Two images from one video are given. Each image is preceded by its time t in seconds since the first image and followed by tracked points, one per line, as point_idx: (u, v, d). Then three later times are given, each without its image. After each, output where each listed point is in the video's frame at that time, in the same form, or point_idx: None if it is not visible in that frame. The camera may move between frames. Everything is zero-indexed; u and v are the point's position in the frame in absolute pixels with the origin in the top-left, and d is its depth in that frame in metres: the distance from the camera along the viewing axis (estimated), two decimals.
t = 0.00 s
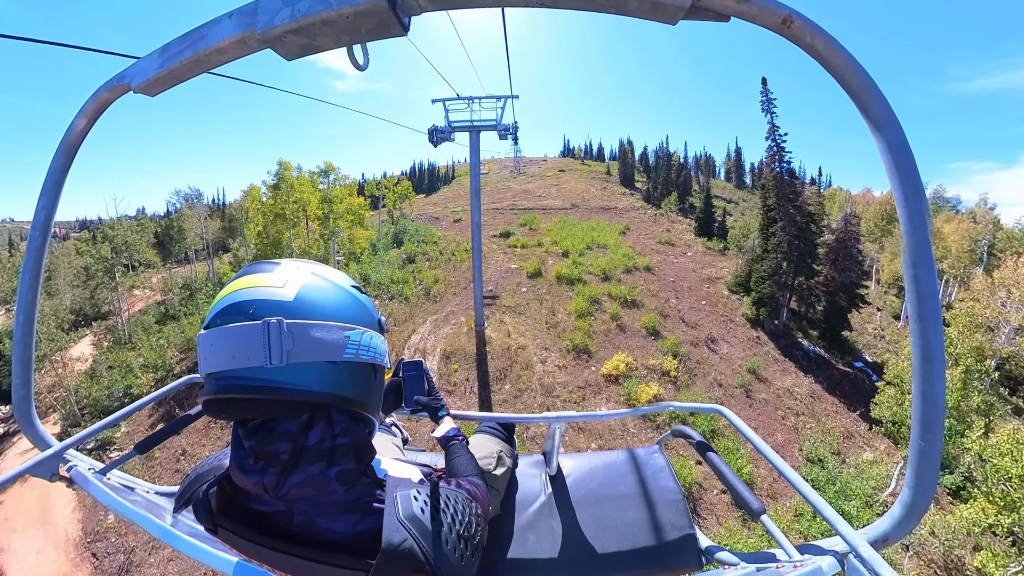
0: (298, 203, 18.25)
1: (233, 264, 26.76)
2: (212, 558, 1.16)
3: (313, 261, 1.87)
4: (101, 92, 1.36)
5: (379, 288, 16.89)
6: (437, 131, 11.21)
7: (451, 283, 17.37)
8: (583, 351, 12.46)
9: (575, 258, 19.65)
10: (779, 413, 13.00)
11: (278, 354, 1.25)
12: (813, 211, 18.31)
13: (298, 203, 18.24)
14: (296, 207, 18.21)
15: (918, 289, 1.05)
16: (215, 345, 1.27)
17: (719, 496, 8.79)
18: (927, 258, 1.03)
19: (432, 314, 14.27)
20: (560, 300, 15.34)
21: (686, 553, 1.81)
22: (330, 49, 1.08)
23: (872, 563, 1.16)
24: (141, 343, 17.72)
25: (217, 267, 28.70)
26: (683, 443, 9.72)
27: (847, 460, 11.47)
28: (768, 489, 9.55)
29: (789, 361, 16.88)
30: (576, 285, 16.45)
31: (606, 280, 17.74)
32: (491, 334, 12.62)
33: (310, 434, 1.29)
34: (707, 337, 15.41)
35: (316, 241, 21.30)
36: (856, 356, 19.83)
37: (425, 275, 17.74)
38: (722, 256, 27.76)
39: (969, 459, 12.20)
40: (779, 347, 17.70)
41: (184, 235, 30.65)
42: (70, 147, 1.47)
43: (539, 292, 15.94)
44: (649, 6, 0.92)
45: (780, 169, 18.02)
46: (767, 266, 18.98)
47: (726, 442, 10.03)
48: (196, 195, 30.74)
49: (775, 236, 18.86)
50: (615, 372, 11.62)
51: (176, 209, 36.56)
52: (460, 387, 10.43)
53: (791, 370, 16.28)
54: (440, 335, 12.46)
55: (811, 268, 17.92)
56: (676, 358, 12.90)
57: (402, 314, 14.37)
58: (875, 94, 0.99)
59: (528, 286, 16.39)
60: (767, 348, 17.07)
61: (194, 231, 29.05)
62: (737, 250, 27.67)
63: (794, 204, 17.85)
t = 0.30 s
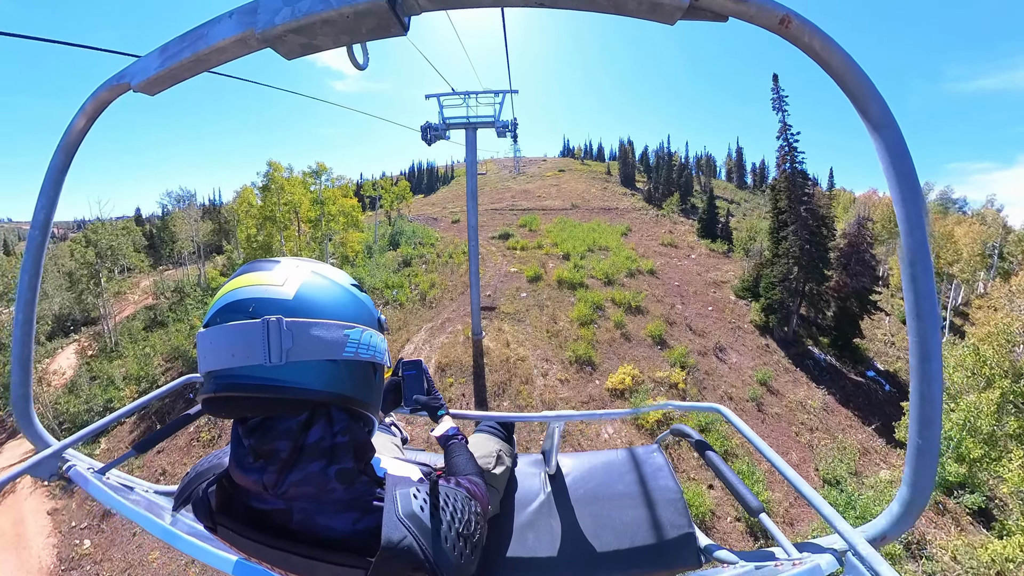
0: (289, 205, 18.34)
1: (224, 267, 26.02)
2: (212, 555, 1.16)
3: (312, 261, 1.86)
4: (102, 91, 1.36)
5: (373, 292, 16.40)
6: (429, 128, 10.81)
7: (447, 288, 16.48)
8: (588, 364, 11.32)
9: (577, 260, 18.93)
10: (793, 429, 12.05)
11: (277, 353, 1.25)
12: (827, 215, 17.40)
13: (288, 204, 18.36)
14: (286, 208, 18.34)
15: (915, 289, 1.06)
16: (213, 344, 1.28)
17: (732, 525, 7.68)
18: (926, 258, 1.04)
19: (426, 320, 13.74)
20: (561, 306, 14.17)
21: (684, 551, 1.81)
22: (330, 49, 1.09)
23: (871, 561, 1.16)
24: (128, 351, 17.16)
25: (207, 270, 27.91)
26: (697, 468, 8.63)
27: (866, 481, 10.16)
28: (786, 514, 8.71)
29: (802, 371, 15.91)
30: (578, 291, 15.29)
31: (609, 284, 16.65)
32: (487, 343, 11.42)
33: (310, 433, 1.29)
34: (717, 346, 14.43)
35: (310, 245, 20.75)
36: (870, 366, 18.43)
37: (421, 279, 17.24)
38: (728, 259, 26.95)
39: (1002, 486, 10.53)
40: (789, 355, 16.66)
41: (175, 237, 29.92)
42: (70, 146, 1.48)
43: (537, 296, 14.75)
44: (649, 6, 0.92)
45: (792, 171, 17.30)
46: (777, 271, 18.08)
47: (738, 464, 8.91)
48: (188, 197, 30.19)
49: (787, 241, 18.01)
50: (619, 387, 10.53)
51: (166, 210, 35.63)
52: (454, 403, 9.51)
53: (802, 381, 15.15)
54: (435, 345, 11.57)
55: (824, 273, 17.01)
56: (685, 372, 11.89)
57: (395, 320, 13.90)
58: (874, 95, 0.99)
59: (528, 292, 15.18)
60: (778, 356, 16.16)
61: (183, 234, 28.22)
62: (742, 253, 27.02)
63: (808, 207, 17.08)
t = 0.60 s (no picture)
0: (278, 207, 17.62)
1: (218, 270, 25.58)
2: (214, 557, 1.16)
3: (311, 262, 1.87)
4: (101, 93, 1.36)
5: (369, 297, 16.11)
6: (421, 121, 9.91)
7: (444, 293, 16.04)
8: (592, 378, 10.94)
9: (579, 263, 18.52)
10: (807, 446, 11.81)
11: (275, 357, 1.25)
12: (839, 218, 16.85)
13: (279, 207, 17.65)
14: (277, 211, 17.62)
15: (916, 288, 1.06)
16: (212, 348, 1.28)
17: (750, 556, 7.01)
18: (927, 255, 1.04)
19: (422, 329, 13.44)
20: (563, 313, 13.82)
21: (687, 551, 1.81)
22: (330, 50, 1.09)
23: (873, 560, 1.16)
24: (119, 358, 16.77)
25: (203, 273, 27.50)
26: (710, 493, 8.04)
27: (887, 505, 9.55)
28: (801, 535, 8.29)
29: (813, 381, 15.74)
30: (580, 296, 14.96)
31: (613, 289, 16.34)
32: (486, 355, 11.15)
33: (310, 436, 1.29)
34: (727, 355, 14.45)
35: (305, 250, 20.32)
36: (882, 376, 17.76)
37: (418, 284, 16.94)
38: (732, 261, 26.56)
39: None
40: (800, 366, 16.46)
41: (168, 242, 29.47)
42: (71, 148, 1.48)
43: (539, 302, 14.39)
44: (649, 5, 0.92)
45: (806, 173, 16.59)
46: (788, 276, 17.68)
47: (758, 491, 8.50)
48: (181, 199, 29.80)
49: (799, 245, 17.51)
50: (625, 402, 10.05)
51: (161, 213, 35.17)
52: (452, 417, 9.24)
53: (816, 395, 14.94)
54: (430, 356, 11.25)
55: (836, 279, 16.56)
56: (695, 386, 11.59)
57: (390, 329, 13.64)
58: (876, 94, 0.99)
59: (528, 297, 14.86)
60: (787, 366, 15.97)
61: (174, 237, 27.66)
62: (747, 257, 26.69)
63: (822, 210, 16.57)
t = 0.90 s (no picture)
0: (267, 208, 17.47)
1: (215, 274, 25.31)
2: (212, 560, 1.16)
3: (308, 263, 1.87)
4: (99, 95, 1.36)
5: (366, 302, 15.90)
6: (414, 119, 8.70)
7: (439, 298, 16.16)
8: (597, 393, 10.74)
9: (580, 267, 18.28)
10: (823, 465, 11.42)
11: (268, 363, 1.25)
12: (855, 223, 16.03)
13: (268, 208, 17.51)
14: (266, 212, 17.44)
15: (916, 286, 1.06)
16: (205, 353, 1.27)
17: None
18: (927, 254, 1.03)
19: (418, 338, 13.23)
20: (565, 321, 13.64)
21: (687, 550, 1.81)
22: (327, 50, 1.09)
23: (873, 558, 1.16)
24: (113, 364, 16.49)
25: (201, 277, 27.20)
26: (722, 521, 7.99)
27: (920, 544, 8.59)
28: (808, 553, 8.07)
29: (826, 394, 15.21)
30: (582, 303, 14.87)
31: (616, 294, 16.27)
32: (484, 367, 10.89)
33: (306, 441, 1.29)
34: (735, 363, 14.38)
35: (295, 251, 20.27)
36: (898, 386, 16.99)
37: (413, 289, 16.87)
38: (736, 263, 26.28)
39: None
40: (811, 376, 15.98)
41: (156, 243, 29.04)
42: (68, 151, 1.48)
43: (538, 310, 14.19)
44: (647, 4, 0.92)
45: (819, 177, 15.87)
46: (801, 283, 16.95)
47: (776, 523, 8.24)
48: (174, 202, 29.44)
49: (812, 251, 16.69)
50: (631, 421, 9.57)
51: (156, 215, 34.77)
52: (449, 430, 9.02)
53: (829, 408, 14.47)
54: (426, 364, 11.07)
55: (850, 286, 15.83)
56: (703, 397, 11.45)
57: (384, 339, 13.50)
58: (874, 92, 0.99)
59: (527, 303, 14.68)
60: (799, 376, 15.54)
61: (167, 240, 27.19)
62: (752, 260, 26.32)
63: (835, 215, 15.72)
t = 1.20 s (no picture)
0: (256, 211, 17.33)
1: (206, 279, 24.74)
2: (215, 561, 1.16)
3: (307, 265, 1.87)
4: (97, 97, 1.36)
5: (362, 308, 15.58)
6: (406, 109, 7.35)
7: (435, 305, 15.86)
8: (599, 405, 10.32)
9: (581, 271, 17.83)
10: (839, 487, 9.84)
11: (269, 363, 1.25)
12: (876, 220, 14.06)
13: (256, 210, 17.37)
14: (254, 215, 17.38)
15: (918, 283, 1.06)
16: (206, 354, 1.27)
17: None
18: (926, 250, 1.04)
19: (414, 348, 12.88)
20: (567, 330, 13.26)
21: (688, 549, 1.80)
22: (326, 50, 1.09)
23: (876, 555, 1.15)
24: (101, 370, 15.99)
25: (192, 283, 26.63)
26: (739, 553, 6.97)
27: None
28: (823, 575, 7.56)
29: (839, 406, 13.30)
30: (585, 310, 14.48)
31: (619, 299, 15.94)
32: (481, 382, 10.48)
33: (308, 440, 1.29)
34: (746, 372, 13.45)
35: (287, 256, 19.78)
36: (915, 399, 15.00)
37: (408, 294, 16.76)
38: (740, 265, 25.82)
39: None
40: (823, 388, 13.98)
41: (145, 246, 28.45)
42: (67, 154, 1.49)
43: (538, 317, 13.90)
44: (645, 3, 0.92)
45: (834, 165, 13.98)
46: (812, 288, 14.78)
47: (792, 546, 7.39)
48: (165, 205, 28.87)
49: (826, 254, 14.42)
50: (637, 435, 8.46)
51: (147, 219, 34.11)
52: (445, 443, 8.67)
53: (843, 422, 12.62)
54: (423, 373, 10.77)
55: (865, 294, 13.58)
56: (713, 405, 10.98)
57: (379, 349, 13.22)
58: (873, 89, 0.99)
59: (527, 310, 14.35)
60: (812, 388, 13.77)
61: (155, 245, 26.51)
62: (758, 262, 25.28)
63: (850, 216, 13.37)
